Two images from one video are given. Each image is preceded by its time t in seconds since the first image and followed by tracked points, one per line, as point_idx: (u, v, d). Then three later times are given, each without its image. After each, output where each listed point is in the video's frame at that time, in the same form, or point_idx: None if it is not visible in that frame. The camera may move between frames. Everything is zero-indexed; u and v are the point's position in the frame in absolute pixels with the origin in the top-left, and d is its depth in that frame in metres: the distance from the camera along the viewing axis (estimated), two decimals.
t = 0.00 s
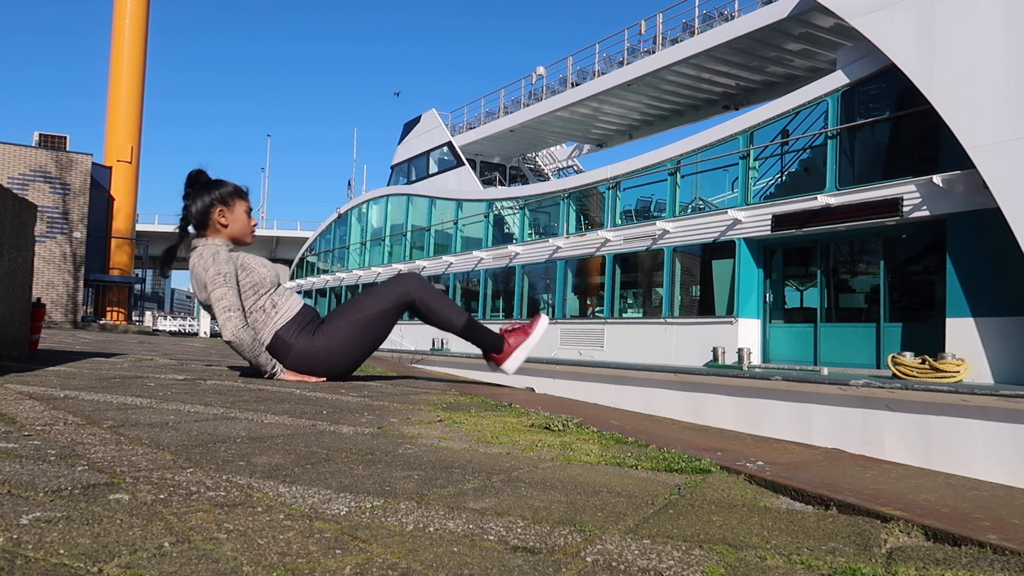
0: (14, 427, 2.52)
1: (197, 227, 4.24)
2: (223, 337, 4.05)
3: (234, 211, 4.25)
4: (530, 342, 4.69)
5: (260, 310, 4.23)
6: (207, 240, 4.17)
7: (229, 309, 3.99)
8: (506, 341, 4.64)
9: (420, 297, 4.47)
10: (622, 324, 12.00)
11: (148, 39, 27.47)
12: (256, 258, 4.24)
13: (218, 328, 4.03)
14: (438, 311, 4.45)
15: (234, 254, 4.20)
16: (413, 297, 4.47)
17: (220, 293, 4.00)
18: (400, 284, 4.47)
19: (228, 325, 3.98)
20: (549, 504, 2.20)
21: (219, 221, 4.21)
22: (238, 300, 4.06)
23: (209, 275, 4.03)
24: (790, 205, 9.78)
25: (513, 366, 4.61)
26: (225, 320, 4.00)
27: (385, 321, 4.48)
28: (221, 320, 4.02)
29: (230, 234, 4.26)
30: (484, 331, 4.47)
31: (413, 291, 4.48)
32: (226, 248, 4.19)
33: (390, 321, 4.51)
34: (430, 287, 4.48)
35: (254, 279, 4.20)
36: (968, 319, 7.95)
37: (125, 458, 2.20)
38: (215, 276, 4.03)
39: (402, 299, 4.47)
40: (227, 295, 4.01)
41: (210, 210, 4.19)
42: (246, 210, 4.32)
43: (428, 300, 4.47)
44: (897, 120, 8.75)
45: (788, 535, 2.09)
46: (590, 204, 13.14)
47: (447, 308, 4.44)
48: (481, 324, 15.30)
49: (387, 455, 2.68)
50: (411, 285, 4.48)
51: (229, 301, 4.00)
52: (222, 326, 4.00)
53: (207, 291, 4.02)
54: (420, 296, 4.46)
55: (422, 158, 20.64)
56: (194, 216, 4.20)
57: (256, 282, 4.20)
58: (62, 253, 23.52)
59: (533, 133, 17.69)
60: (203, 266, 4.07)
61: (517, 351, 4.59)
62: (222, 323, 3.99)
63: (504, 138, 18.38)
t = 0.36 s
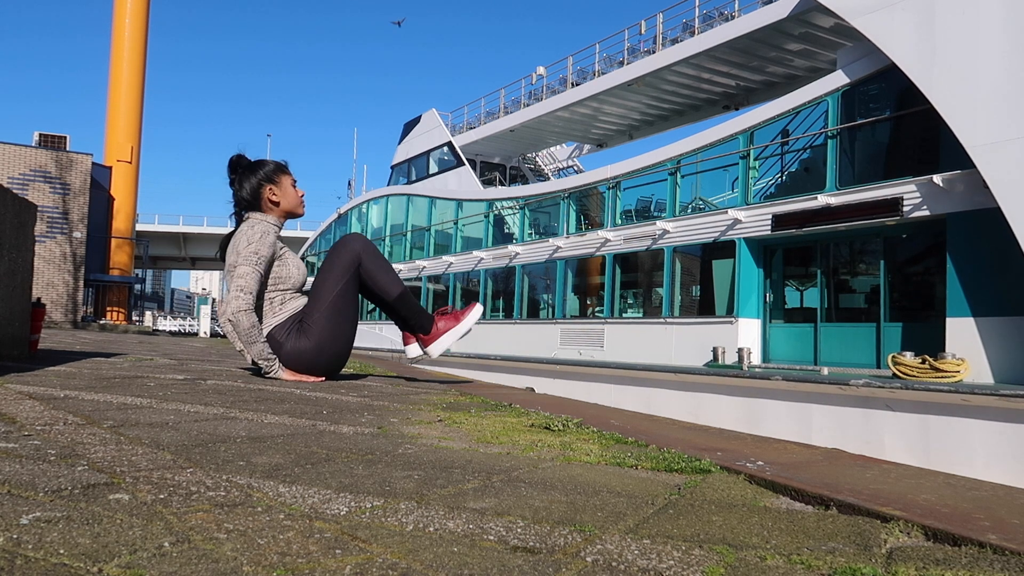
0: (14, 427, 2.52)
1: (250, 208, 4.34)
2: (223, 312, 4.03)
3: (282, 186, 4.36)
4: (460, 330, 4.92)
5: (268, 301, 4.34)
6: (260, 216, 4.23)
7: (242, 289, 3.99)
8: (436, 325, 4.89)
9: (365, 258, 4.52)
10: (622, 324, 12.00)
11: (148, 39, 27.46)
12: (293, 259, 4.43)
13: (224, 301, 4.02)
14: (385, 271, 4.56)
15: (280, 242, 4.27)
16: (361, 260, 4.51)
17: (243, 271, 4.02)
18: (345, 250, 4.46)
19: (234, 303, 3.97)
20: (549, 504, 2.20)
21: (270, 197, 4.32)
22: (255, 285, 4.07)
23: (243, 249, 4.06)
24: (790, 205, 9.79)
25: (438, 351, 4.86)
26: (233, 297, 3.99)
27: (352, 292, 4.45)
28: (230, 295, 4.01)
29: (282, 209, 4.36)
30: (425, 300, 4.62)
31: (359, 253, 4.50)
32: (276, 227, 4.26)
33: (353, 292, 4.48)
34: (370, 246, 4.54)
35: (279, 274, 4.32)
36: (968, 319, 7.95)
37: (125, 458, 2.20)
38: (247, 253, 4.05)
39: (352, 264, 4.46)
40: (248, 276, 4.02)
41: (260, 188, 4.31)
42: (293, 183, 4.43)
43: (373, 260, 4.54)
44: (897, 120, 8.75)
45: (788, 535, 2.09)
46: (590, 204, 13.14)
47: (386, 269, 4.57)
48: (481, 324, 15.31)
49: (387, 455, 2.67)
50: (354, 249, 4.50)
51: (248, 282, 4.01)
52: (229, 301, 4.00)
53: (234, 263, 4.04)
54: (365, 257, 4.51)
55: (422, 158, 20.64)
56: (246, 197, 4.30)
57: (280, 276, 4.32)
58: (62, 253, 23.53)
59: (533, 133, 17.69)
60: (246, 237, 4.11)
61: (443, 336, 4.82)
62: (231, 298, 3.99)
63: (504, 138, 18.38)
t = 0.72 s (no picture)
0: (14, 427, 2.52)
1: (171, 245, 4.16)
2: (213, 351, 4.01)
3: (209, 230, 4.17)
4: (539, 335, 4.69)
5: (247, 321, 4.22)
6: (182, 260, 4.11)
7: (213, 324, 3.94)
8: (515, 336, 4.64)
9: (420, 301, 4.42)
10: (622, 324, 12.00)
11: (148, 39, 27.45)
12: (232, 273, 4.24)
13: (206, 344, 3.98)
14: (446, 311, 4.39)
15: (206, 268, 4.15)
16: (415, 302, 4.42)
17: (202, 310, 3.95)
18: (401, 289, 4.42)
19: (216, 339, 3.94)
20: (549, 504, 2.20)
21: (193, 239, 4.14)
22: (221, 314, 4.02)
23: (188, 295, 3.98)
24: (790, 205, 9.78)
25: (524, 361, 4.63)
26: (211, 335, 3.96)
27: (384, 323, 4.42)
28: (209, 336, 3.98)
29: (203, 253, 4.19)
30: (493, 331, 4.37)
31: (416, 295, 4.42)
32: (202, 266, 4.13)
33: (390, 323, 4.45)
34: (431, 290, 4.43)
35: (233, 293, 4.16)
36: (968, 319, 7.95)
37: (125, 458, 2.20)
38: (193, 296, 3.97)
39: (402, 303, 4.41)
40: (209, 311, 3.96)
41: (183, 230, 4.11)
42: (222, 230, 4.23)
43: (429, 303, 4.42)
44: (897, 120, 8.75)
45: (788, 535, 2.09)
46: (590, 204, 13.14)
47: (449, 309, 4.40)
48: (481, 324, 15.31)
49: (387, 455, 2.67)
50: (413, 289, 4.44)
51: (213, 317, 3.96)
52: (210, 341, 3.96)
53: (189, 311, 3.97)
54: (421, 300, 4.41)
55: (422, 158, 20.64)
56: (168, 235, 4.12)
57: (236, 295, 4.17)
58: (62, 253, 23.53)
59: (533, 133, 17.70)
60: (180, 288, 4.02)
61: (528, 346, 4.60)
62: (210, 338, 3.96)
63: (504, 138, 18.37)
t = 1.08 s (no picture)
0: (14, 426, 2.52)
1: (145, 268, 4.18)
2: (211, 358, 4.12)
3: (179, 247, 4.21)
4: (549, 338, 4.75)
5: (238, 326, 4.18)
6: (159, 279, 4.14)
7: (207, 334, 4.01)
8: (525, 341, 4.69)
9: (427, 321, 4.38)
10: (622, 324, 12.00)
11: (147, 38, 27.43)
12: (213, 280, 4.20)
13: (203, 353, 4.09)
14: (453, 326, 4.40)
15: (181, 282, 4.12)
16: (421, 320, 4.38)
17: (191, 322, 3.99)
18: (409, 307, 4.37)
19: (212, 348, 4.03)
20: (549, 504, 2.20)
21: (165, 258, 4.17)
22: (212, 321, 4.07)
23: (174, 309, 4.00)
24: (790, 205, 9.78)
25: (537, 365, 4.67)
26: (207, 345, 4.05)
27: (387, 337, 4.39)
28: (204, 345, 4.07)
29: (178, 271, 4.21)
30: (506, 344, 4.34)
31: (424, 314, 4.38)
32: (181, 281, 4.13)
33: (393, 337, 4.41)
34: (440, 312, 4.38)
35: (219, 300, 4.15)
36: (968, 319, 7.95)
37: (125, 458, 2.20)
38: (180, 309, 4.00)
39: (407, 319, 4.37)
40: (200, 322, 4.01)
41: (154, 250, 4.15)
42: (191, 245, 4.28)
43: (437, 322, 4.39)
44: (897, 120, 8.75)
45: (788, 535, 2.09)
46: (590, 204, 13.14)
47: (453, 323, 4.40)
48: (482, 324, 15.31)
49: (387, 455, 2.67)
50: (420, 307, 4.39)
51: (205, 327, 4.01)
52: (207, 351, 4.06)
53: (179, 323, 4.01)
54: (428, 318, 4.37)
55: (422, 158, 20.63)
56: (141, 258, 4.17)
57: (222, 301, 4.15)
58: (62, 253, 23.54)
59: (533, 133, 17.70)
60: (165, 302, 4.02)
61: (539, 350, 4.65)
62: (206, 348, 4.05)
63: (504, 137, 18.37)
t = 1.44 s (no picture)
0: (14, 427, 2.53)
1: (222, 206, 4.38)
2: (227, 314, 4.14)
3: (249, 182, 4.40)
4: (451, 308, 4.94)
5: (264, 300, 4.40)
6: (237, 214, 4.31)
7: (244, 290, 4.11)
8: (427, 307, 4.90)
9: (350, 250, 4.52)
10: (622, 324, 12.01)
11: (147, 38, 27.44)
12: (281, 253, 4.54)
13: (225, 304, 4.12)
14: (372, 263, 4.56)
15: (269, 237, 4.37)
16: (347, 252, 4.51)
17: (242, 270, 4.12)
18: (326, 245, 4.47)
19: (239, 303, 4.09)
20: (549, 504, 2.20)
21: (239, 194, 4.36)
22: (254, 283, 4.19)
23: (237, 249, 4.16)
24: (790, 205, 9.79)
25: (433, 333, 4.88)
26: (235, 299, 4.11)
27: (338, 288, 4.50)
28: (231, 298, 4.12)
29: (253, 204, 4.39)
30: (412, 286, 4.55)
31: (344, 245, 4.51)
32: (256, 221, 4.35)
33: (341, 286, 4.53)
34: (353, 238, 4.52)
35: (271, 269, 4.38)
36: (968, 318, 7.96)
37: (125, 458, 2.21)
38: (241, 253, 4.15)
39: (336, 260, 4.48)
40: (247, 275, 4.13)
41: (227, 186, 4.35)
42: (260, 178, 4.47)
43: (358, 256, 4.53)
44: (897, 119, 8.75)
45: (789, 535, 2.08)
46: (590, 204, 13.15)
47: (374, 259, 4.58)
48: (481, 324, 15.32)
49: (388, 455, 2.68)
50: (338, 240, 4.51)
51: (247, 283, 4.13)
52: (230, 304, 4.11)
53: (231, 263, 4.13)
54: (349, 253, 4.52)
55: (422, 158, 20.63)
56: (215, 198, 4.35)
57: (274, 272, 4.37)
58: (62, 253, 23.56)
59: (533, 133, 17.70)
60: (235, 235, 4.19)
61: (437, 318, 4.84)
62: (232, 300, 4.10)
63: (504, 137, 18.37)
